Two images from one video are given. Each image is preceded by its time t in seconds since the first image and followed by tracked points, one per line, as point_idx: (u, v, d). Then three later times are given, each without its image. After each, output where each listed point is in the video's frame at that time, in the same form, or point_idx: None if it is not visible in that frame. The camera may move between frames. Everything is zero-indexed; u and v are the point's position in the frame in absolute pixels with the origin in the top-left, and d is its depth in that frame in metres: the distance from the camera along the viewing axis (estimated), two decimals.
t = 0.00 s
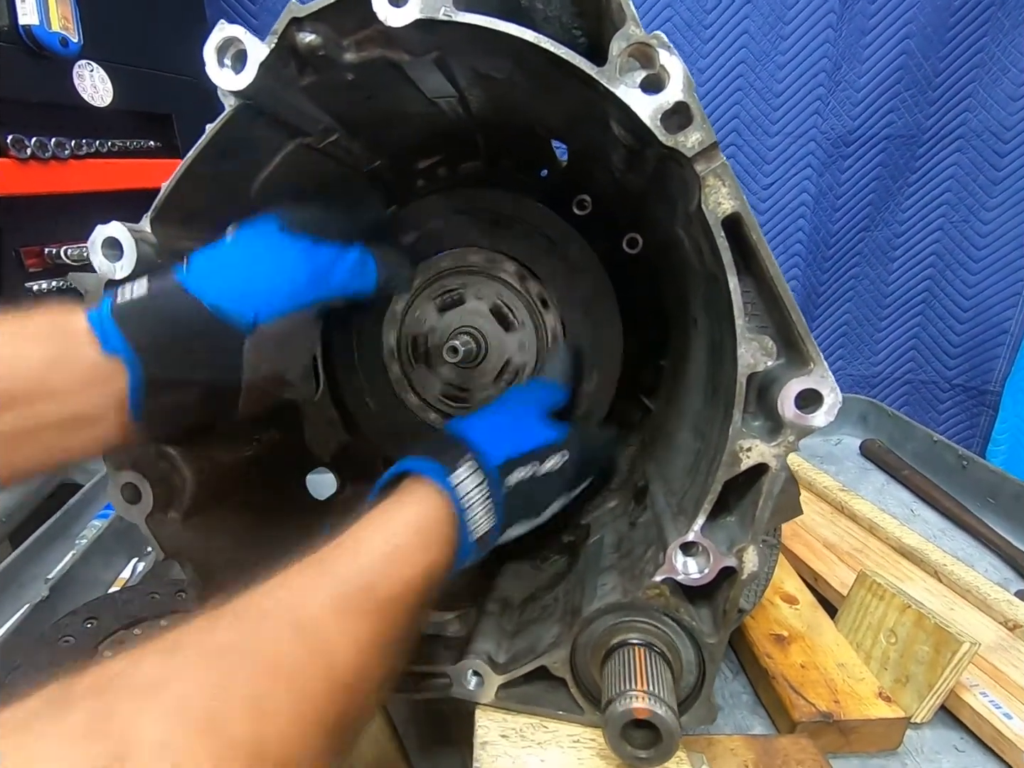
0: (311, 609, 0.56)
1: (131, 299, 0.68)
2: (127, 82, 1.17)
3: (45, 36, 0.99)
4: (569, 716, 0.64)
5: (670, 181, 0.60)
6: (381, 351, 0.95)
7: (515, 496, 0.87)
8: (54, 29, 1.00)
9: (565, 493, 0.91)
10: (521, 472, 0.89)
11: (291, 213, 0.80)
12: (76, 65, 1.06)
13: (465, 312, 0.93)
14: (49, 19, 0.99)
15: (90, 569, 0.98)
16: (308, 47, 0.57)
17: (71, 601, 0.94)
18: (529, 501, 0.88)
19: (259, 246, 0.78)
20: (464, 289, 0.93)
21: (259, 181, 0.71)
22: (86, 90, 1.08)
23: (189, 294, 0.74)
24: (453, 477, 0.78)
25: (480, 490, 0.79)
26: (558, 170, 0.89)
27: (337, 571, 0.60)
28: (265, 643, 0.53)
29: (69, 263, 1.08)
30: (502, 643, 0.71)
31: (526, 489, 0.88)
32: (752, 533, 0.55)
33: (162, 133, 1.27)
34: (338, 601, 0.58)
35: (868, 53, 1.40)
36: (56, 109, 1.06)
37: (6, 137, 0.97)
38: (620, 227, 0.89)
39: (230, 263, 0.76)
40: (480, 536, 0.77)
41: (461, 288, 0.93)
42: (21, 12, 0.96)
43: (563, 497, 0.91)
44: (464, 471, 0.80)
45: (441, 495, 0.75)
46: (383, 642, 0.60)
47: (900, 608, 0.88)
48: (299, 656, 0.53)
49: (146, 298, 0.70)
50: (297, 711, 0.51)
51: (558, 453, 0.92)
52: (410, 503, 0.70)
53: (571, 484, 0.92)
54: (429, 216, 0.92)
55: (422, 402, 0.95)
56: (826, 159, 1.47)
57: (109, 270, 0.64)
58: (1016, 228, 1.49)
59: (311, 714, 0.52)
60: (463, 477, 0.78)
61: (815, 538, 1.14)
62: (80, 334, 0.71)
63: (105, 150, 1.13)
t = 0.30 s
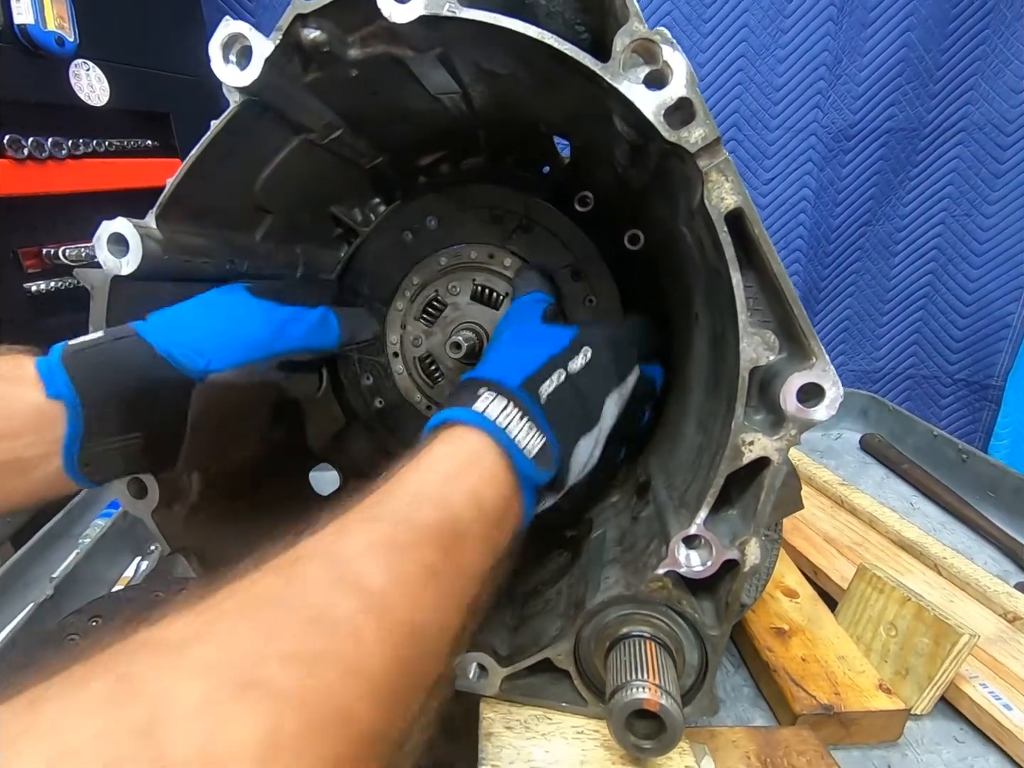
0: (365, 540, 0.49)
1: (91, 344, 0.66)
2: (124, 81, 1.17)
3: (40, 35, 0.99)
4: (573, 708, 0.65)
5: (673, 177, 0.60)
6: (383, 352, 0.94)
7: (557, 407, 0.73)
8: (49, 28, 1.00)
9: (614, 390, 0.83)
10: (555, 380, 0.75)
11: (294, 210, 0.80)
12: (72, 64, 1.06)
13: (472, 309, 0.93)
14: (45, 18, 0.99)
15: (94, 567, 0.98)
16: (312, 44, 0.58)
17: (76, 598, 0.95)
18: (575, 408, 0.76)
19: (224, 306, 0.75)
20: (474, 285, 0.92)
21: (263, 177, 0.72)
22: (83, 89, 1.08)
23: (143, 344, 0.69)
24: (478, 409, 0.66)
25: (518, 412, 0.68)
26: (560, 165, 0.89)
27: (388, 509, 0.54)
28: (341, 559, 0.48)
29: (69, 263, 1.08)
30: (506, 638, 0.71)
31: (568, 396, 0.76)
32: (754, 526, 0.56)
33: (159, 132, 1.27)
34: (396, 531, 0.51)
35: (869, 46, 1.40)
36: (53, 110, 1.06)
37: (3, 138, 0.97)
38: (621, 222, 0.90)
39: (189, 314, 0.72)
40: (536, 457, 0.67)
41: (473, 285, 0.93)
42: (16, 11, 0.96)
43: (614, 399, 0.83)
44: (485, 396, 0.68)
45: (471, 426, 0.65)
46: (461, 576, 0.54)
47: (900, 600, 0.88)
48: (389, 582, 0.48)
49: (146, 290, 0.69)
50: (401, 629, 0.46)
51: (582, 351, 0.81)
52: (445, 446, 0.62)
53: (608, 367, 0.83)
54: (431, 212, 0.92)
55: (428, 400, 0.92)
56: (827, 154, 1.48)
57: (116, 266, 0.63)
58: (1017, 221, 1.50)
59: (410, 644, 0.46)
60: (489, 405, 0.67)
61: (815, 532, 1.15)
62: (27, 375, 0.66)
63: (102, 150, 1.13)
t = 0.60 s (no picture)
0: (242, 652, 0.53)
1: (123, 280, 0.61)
2: (122, 82, 1.16)
3: (38, 36, 0.98)
4: (573, 714, 0.64)
5: (669, 173, 0.59)
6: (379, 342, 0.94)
7: (461, 531, 0.81)
8: (47, 29, 0.99)
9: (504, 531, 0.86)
10: (469, 509, 0.82)
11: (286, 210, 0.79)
12: (70, 65, 1.06)
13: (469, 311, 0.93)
14: (43, 19, 0.98)
15: (93, 571, 0.97)
16: (298, 41, 0.56)
17: (75, 603, 0.94)
18: (473, 544, 0.82)
19: (265, 208, 0.66)
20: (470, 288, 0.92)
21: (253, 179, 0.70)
22: (82, 91, 1.08)
23: (186, 277, 0.63)
24: (398, 515, 0.76)
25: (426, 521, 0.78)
26: (556, 163, 0.88)
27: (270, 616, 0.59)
28: (223, 663, 0.52)
29: (68, 267, 1.07)
30: (505, 642, 0.70)
31: (476, 528, 0.82)
32: (756, 529, 0.55)
33: (158, 133, 1.27)
34: (281, 637, 0.57)
35: (870, 40, 1.39)
36: (49, 111, 1.05)
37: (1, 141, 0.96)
38: (619, 220, 0.89)
39: (229, 226, 0.64)
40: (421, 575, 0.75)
41: (469, 285, 0.93)
42: (13, 13, 0.95)
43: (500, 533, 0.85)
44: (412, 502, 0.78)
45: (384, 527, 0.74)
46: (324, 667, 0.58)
47: (905, 600, 0.87)
48: (257, 676, 0.52)
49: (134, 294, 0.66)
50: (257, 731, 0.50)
51: (504, 494, 0.85)
52: (354, 534, 0.72)
53: (513, 517, 0.86)
54: (426, 212, 0.91)
55: (418, 398, 0.95)
56: (828, 149, 1.46)
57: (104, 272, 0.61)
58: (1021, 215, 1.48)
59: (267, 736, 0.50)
60: (408, 515, 0.76)
61: (820, 530, 1.14)
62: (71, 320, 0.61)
63: (101, 151, 1.12)
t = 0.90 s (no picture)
0: (381, 534, 0.51)
1: (86, 359, 0.65)
2: (125, 81, 1.17)
3: (40, 37, 0.98)
4: (583, 706, 0.64)
5: (679, 169, 0.59)
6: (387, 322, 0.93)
7: (576, 422, 0.76)
8: (49, 29, 0.99)
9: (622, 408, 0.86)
10: (571, 394, 0.78)
11: (297, 207, 0.80)
12: (72, 65, 1.06)
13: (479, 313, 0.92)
14: (45, 19, 0.99)
15: (101, 568, 0.98)
16: (313, 38, 0.56)
17: (82, 601, 0.94)
18: (589, 423, 0.78)
19: (242, 305, 0.70)
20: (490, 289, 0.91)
21: (265, 176, 0.71)
22: (84, 90, 1.08)
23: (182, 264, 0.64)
24: (500, 413, 0.68)
25: (536, 418, 0.70)
26: (564, 159, 0.88)
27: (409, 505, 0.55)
28: (364, 547, 0.50)
29: (72, 266, 1.08)
30: (516, 635, 0.70)
31: (585, 412, 0.78)
32: (766, 522, 0.55)
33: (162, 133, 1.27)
34: (419, 522, 0.53)
35: (873, 35, 1.39)
36: (53, 111, 1.05)
37: (4, 141, 0.97)
38: (627, 217, 0.89)
39: (201, 319, 0.69)
40: (552, 467, 0.68)
41: (487, 282, 0.92)
42: (16, 13, 0.95)
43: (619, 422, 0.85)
44: (506, 399, 0.70)
45: (495, 433, 0.66)
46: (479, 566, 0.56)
47: (910, 594, 0.87)
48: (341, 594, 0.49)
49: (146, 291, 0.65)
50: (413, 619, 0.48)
51: (599, 363, 0.83)
52: (462, 446, 0.63)
53: (618, 384, 0.86)
54: (435, 209, 0.92)
55: (418, 384, 0.93)
56: (831, 145, 1.46)
57: (118, 267, 0.60)
58: None
59: (427, 620, 0.49)
60: (511, 411, 0.68)
61: (823, 525, 1.14)
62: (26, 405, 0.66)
63: (104, 150, 1.13)
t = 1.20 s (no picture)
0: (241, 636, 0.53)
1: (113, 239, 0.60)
2: (128, 82, 1.17)
3: (45, 37, 0.98)
4: (584, 709, 0.64)
5: (677, 168, 0.59)
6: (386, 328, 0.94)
7: (472, 519, 0.81)
8: (53, 30, 0.99)
9: (526, 512, 0.88)
10: (482, 494, 0.82)
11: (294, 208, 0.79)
12: (76, 66, 1.06)
13: (491, 315, 0.93)
14: (49, 20, 0.98)
15: (105, 569, 0.98)
16: (307, 39, 0.56)
17: (85, 602, 0.94)
18: (489, 524, 0.83)
19: (168, 286, 0.57)
20: (508, 297, 0.92)
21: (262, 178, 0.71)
22: (89, 92, 1.08)
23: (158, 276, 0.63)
24: (412, 498, 0.73)
25: (441, 514, 0.76)
26: (563, 159, 0.88)
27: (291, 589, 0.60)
28: (216, 655, 0.51)
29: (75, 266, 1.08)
30: (516, 637, 0.70)
31: (491, 512, 0.83)
32: (766, 524, 0.55)
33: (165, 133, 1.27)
34: (288, 621, 0.56)
35: (876, 33, 1.38)
36: (55, 112, 1.05)
37: (9, 141, 0.97)
38: (626, 217, 0.89)
39: (99, 309, 0.53)
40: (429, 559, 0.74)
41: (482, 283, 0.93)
42: (20, 14, 0.95)
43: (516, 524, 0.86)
44: (424, 488, 0.75)
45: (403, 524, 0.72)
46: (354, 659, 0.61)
47: (915, 596, 0.87)
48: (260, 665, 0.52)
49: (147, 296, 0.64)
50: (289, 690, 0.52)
51: (515, 478, 0.86)
52: (362, 525, 0.69)
53: (528, 500, 0.88)
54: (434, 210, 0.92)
55: (420, 388, 0.95)
56: (834, 143, 1.46)
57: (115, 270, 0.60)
58: None
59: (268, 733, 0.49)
60: (422, 499, 0.74)
61: (827, 526, 1.14)
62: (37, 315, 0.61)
63: (107, 151, 1.13)
